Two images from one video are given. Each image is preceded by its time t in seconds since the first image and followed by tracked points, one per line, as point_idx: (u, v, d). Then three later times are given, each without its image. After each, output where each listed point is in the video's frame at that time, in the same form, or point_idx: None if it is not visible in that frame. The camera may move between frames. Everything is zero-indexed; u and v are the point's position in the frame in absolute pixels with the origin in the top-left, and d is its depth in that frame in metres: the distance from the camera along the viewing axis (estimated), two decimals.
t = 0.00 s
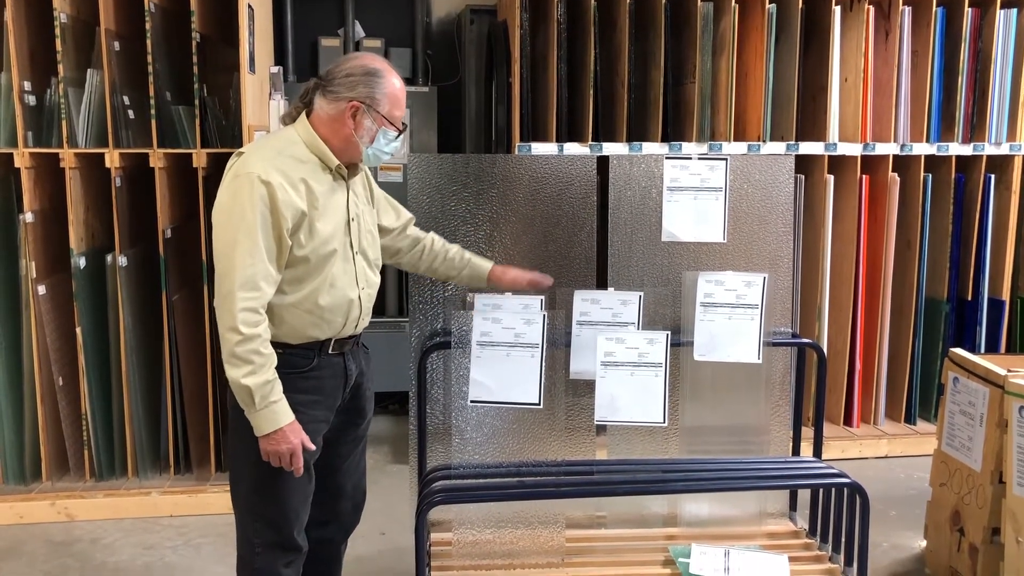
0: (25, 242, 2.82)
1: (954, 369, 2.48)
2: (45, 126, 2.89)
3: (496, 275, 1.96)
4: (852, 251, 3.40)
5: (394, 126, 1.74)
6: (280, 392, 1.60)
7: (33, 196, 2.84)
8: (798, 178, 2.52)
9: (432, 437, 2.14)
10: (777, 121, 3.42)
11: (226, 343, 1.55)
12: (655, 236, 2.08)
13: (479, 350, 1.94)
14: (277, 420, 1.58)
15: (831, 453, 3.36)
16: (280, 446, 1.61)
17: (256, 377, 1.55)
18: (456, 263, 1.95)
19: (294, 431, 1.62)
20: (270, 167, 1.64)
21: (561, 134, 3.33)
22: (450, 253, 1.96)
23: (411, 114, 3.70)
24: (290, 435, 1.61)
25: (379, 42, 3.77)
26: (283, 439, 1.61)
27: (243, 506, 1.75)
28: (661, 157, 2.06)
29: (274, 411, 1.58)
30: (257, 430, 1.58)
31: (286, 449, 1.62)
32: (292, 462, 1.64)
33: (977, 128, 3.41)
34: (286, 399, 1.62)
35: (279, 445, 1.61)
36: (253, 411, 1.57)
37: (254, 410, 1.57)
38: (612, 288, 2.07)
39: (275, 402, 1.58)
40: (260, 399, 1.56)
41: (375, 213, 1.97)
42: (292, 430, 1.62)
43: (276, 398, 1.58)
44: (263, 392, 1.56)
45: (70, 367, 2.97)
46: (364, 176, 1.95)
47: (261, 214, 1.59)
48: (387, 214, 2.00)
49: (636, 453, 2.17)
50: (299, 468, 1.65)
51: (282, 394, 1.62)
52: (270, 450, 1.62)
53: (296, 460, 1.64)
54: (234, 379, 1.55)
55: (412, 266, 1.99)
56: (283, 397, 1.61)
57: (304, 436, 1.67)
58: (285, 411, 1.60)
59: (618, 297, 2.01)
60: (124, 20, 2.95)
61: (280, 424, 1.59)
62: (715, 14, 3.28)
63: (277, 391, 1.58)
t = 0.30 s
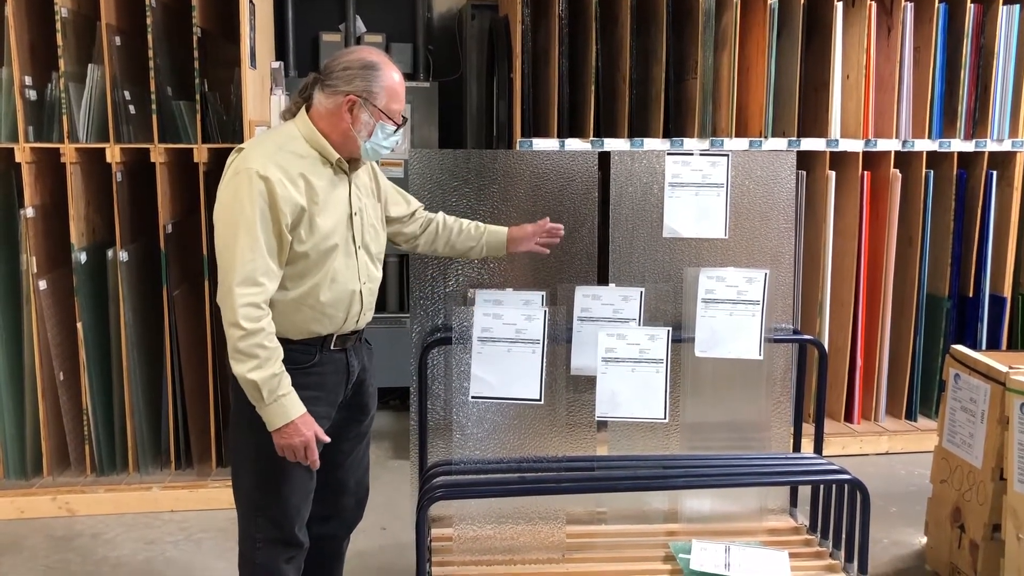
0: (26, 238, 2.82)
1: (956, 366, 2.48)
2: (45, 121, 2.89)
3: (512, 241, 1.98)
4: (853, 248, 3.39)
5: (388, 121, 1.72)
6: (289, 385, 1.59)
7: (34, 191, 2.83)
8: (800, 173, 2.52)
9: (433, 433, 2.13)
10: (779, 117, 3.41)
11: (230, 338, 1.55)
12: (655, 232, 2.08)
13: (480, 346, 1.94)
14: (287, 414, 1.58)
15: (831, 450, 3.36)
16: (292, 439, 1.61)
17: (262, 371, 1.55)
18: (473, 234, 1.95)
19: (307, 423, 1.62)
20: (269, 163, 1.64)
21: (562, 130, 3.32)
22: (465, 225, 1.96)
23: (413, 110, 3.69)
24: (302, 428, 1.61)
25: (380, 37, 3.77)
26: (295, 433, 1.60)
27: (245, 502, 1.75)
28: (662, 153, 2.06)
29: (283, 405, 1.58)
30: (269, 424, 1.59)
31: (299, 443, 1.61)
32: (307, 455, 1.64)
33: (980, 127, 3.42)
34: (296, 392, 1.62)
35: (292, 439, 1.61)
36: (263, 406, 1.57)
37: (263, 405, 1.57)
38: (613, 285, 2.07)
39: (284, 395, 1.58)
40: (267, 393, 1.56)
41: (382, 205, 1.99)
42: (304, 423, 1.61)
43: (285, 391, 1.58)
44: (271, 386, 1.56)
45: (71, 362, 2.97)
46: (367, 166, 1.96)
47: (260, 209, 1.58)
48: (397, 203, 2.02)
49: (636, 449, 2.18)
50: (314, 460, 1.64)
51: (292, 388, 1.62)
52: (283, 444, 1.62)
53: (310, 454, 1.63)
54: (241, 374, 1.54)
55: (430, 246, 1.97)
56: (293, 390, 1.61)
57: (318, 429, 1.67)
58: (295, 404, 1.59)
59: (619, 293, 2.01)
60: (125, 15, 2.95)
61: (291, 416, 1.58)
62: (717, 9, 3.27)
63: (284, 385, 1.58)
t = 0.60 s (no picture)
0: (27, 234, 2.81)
1: (957, 363, 2.48)
2: (46, 117, 2.88)
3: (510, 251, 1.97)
4: (855, 245, 3.39)
5: (396, 118, 1.72)
6: (279, 386, 1.59)
7: (34, 187, 2.83)
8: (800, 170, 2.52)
9: (433, 429, 2.13)
10: (780, 114, 3.41)
11: (226, 336, 1.54)
12: (657, 229, 2.08)
13: (482, 343, 1.94)
14: (275, 414, 1.58)
15: (832, 447, 3.36)
16: (277, 440, 1.61)
17: (255, 370, 1.55)
18: (469, 242, 1.95)
19: (293, 425, 1.62)
20: (272, 158, 1.63)
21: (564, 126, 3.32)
22: (462, 232, 1.95)
23: (414, 106, 3.69)
24: (287, 430, 1.61)
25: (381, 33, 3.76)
26: (280, 434, 1.60)
27: (245, 498, 1.75)
28: (664, 150, 2.06)
29: (272, 405, 1.57)
30: (255, 423, 1.58)
31: (283, 444, 1.61)
32: (289, 457, 1.64)
33: (982, 123, 3.41)
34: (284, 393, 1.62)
35: (276, 440, 1.61)
36: (251, 405, 1.57)
37: (252, 403, 1.57)
38: (614, 281, 2.07)
39: (274, 396, 1.58)
40: (257, 393, 1.55)
41: (384, 202, 1.98)
42: (290, 425, 1.61)
43: (274, 392, 1.58)
44: (262, 385, 1.55)
45: (72, 359, 2.97)
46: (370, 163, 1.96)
47: (263, 206, 1.58)
48: (397, 203, 2.02)
49: (637, 447, 2.18)
50: (296, 463, 1.64)
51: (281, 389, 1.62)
52: (267, 444, 1.62)
53: (293, 455, 1.63)
54: (234, 372, 1.54)
55: (426, 250, 1.99)
56: (282, 392, 1.61)
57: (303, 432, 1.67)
58: (283, 405, 1.59)
59: (621, 290, 2.00)
60: (126, 11, 2.94)
61: (277, 418, 1.58)
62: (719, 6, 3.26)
63: (275, 386, 1.58)
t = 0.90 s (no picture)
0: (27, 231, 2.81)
1: (957, 362, 2.48)
2: (46, 114, 2.88)
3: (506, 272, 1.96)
4: (855, 243, 3.39)
5: (394, 117, 1.72)
6: (284, 383, 1.59)
7: (34, 184, 2.83)
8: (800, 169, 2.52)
9: (434, 427, 2.14)
10: (781, 113, 3.41)
11: (225, 334, 1.54)
12: (657, 227, 2.08)
13: (482, 341, 1.93)
14: (281, 411, 1.58)
15: (832, 445, 3.36)
16: (286, 437, 1.61)
17: (257, 368, 1.55)
18: (468, 258, 1.95)
19: (300, 421, 1.62)
20: (267, 157, 1.63)
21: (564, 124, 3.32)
22: (462, 247, 1.95)
23: (414, 104, 3.68)
24: (296, 426, 1.61)
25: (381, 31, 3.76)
26: (289, 430, 1.60)
27: (244, 497, 1.75)
28: (664, 148, 2.07)
29: (278, 402, 1.57)
30: (262, 420, 1.58)
31: (292, 440, 1.61)
32: (299, 453, 1.64)
33: (983, 121, 3.41)
34: (290, 389, 1.62)
35: (285, 436, 1.61)
36: (257, 402, 1.57)
37: (258, 401, 1.57)
38: (615, 279, 2.07)
39: (278, 392, 1.57)
40: (262, 390, 1.55)
41: (384, 201, 1.95)
42: (298, 420, 1.61)
43: (279, 389, 1.58)
44: (265, 383, 1.55)
45: (72, 356, 2.97)
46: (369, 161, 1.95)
47: (259, 204, 1.58)
48: (397, 203, 1.99)
49: (636, 444, 2.18)
50: (306, 458, 1.65)
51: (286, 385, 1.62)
52: (276, 441, 1.62)
53: (303, 451, 1.64)
54: (236, 370, 1.54)
55: (424, 257, 1.98)
56: (287, 388, 1.61)
57: (312, 426, 1.67)
58: (289, 401, 1.59)
59: (621, 288, 1.99)
60: (126, 9, 2.94)
61: (284, 414, 1.58)
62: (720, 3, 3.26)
63: (279, 382, 1.58)
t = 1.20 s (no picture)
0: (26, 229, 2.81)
1: (958, 361, 2.48)
2: (45, 113, 2.88)
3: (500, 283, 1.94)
4: (856, 242, 3.39)
5: (392, 115, 1.71)
6: (276, 382, 1.59)
7: (34, 183, 2.82)
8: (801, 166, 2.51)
9: (434, 425, 2.14)
10: (781, 111, 3.41)
11: (221, 332, 1.54)
12: (657, 226, 2.08)
13: (483, 340, 1.93)
14: (273, 411, 1.58)
15: (833, 444, 3.36)
16: (275, 437, 1.60)
17: (250, 367, 1.54)
18: (461, 266, 1.93)
19: (291, 421, 1.62)
20: (266, 154, 1.63)
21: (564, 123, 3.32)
22: (456, 255, 1.93)
23: (414, 102, 3.68)
24: (285, 426, 1.60)
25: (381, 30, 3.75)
26: (279, 430, 1.60)
27: (242, 496, 1.75)
28: (665, 146, 2.06)
29: (269, 402, 1.57)
30: (252, 420, 1.58)
31: (281, 440, 1.61)
32: (288, 454, 1.63)
33: (983, 120, 3.41)
34: (281, 390, 1.62)
35: (274, 436, 1.61)
36: (247, 402, 1.56)
37: (249, 400, 1.56)
38: (616, 278, 2.07)
39: (270, 392, 1.57)
40: (253, 389, 1.55)
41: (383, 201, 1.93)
42: (287, 421, 1.61)
43: (271, 389, 1.57)
44: (258, 383, 1.55)
45: (71, 354, 2.96)
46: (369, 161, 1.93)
47: (256, 202, 1.58)
48: (397, 204, 1.96)
49: (636, 443, 2.18)
50: (294, 459, 1.64)
51: (278, 386, 1.61)
52: (265, 441, 1.61)
53: (291, 452, 1.63)
54: (229, 369, 1.54)
55: (418, 262, 1.97)
56: (279, 388, 1.60)
57: (301, 428, 1.67)
58: (281, 402, 1.59)
59: (621, 287, 1.99)
60: (126, 7, 2.94)
61: (275, 415, 1.58)
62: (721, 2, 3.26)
63: (271, 382, 1.57)
